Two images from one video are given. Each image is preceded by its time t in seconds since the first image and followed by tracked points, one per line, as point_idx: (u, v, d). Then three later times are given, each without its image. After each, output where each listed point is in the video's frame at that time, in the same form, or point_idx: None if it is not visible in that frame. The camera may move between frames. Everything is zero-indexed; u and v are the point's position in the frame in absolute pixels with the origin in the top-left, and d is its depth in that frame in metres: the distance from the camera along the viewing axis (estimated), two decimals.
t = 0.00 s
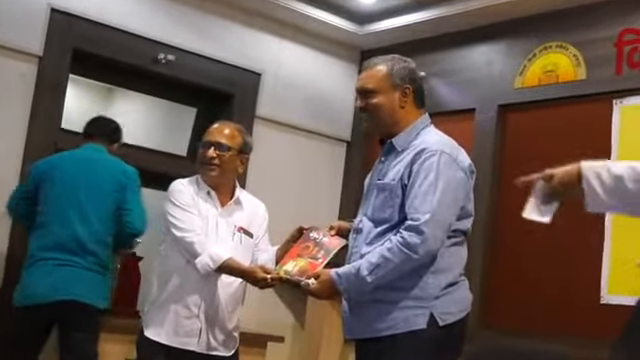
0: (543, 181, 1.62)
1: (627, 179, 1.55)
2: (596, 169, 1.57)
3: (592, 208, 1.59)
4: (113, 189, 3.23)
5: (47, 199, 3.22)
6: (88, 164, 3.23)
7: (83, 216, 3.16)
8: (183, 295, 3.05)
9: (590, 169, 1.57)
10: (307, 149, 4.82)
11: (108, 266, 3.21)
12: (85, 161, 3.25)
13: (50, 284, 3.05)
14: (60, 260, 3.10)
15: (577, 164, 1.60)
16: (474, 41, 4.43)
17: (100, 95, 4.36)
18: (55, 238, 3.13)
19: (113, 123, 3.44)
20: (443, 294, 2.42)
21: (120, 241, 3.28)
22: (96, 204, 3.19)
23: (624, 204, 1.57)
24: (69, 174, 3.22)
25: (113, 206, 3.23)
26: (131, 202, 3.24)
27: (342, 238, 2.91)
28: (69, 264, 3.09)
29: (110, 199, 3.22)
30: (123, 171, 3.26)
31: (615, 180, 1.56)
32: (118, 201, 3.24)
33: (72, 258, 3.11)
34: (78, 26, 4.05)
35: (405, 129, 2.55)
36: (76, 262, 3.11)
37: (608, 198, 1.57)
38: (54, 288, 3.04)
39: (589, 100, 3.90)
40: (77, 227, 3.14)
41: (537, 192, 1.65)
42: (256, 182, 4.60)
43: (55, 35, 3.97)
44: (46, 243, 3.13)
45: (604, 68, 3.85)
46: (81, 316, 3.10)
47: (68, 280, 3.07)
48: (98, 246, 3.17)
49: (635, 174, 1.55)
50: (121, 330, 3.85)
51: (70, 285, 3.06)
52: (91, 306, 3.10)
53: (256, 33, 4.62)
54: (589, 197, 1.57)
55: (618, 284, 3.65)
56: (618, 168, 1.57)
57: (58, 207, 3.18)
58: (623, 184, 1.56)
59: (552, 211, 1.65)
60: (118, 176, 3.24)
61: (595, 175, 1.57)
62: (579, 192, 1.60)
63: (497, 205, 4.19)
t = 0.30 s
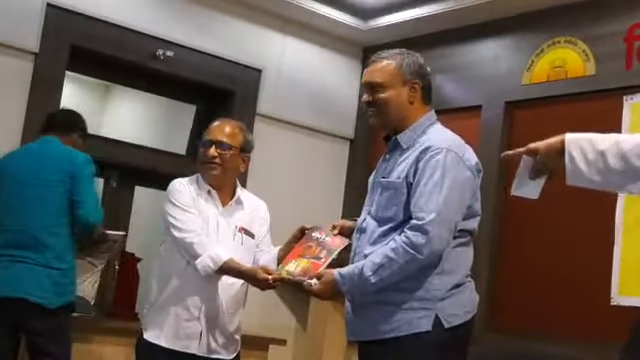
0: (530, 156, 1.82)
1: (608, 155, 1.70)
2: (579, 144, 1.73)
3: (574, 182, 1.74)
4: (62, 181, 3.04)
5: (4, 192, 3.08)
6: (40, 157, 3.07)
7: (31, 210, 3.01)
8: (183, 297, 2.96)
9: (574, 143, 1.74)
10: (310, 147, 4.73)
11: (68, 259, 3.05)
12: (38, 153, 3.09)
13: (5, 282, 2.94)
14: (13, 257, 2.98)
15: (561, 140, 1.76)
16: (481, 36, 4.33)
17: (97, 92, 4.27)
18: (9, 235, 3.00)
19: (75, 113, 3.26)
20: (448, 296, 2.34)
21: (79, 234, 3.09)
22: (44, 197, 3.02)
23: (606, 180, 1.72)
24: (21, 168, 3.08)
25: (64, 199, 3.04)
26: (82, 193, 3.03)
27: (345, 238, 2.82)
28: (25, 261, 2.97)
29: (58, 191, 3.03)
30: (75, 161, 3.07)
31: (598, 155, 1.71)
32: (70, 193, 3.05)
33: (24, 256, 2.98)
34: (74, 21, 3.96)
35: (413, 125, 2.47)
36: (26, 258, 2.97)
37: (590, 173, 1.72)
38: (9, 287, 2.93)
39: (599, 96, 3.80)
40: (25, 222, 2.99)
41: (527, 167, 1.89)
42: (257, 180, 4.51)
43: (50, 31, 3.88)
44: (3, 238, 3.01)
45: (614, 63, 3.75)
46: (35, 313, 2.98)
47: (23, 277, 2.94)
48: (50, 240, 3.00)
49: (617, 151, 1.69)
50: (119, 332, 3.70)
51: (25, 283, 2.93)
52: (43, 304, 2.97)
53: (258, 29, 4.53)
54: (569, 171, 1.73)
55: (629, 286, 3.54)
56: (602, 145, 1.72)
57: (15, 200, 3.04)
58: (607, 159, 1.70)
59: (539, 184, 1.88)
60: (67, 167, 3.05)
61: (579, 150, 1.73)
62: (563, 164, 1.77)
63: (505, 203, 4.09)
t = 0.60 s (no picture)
0: (539, 151, 1.82)
1: (619, 149, 1.75)
2: (589, 138, 1.77)
3: (584, 176, 1.79)
4: (42, 179, 3.00)
5: None
6: (20, 154, 3.04)
7: (11, 209, 2.98)
8: (181, 298, 2.86)
9: (584, 137, 1.77)
10: (310, 145, 4.63)
11: (48, 259, 3.01)
12: (19, 150, 3.06)
13: None
14: None
15: (571, 133, 1.79)
16: (486, 31, 4.24)
17: (92, 88, 4.16)
18: None
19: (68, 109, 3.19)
20: (452, 297, 2.26)
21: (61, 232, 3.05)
22: (24, 196, 2.99)
23: (615, 174, 1.77)
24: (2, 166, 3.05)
25: (45, 197, 3.01)
26: (64, 191, 3.01)
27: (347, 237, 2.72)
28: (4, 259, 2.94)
29: (38, 190, 3.00)
30: (55, 159, 3.04)
31: (608, 148, 1.76)
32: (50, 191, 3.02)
33: (4, 254, 2.95)
34: (69, 15, 3.86)
35: (419, 121, 2.39)
36: (7, 258, 2.94)
37: (600, 167, 1.77)
38: None
39: (607, 92, 3.70)
40: (5, 221, 2.96)
41: (535, 162, 1.87)
42: (257, 179, 4.41)
43: (44, 25, 3.79)
44: None
45: (622, 58, 3.65)
46: (18, 313, 2.92)
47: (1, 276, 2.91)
48: (30, 239, 2.97)
49: (627, 144, 1.74)
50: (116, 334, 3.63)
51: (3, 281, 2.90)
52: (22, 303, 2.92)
53: (258, 23, 4.44)
54: (580, 165, 1.77)
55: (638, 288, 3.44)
56: (612, 139, 1.77)
57: None
58: (617, 152, 1.75)
59: (549, 180, 1.86)
60: (47, 164, 3.01)
61: (589, 143, 1.77)
62: (572, 157, 1.81)
63: (509, 202, 4.00)
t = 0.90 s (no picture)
0: (553, 152, 1.88)
1: (634, 149, 1.83)
2: (604, 138, 1.85)
3: (600, 175, 1.87)
4: (44, 184, 2.98)
5: None
6: (26, 156, 3.02)
7: (11, 210, 2.96)
8: (178, 300, 2.77)
9: (599, 136, 1.85)
10: (311, 142, 4.55)
11: (44, 262, 2.98)
12: (25, 150, 3.03)
13: None
14: None
15: (586, 133, 1.86)
16: (490, 25, 4.15)
17: (88, 85, 4.09)
18: None
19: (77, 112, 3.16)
20: (455, 298, 2.22)
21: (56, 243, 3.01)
22: (24, 199, 2.96)
23: (631, 174, 1.85)
24: (7, 164, 3.02)
25: (44, 204, 2.98)
26: (63, 202, 2.97)
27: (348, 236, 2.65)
28: None
29: (39, 195, 2.97)
30: (60, 166, 3.01)
31: (623, 148, 1.84)
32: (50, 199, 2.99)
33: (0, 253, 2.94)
34: (64, 10, 3.78)
35: (423, 118, 2.31)
36: (3, 257, 2.93)
37: (615, 167, 1.85)
38: None
39: (614, 89, 3.62)
40: (3, 221, 2.94)
41: (550, 164, 1.91)
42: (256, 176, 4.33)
43: (39, 20, 3.70)
44: None
45: (630, 54, 3.57)
46: (12, 315, 2.92)
47: None
48: (28, 242, 2.95)
49: None
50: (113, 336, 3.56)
51: None
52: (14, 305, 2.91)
53: (257, 18, 4.35)
54: (595, 164, 1.86)
55: None
56: (627, 139, 1.85)
57: None
58: (631, 152, 1.83)
59: (564, 181, 1.89)
60: (54, 171, 2.98)
61: (604, 143, 1.85)
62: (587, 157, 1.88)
63: (514, 199, 3.91)
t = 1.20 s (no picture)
0: (561, 146, 1.81)
1: None
2: (613, 130, 1.76)
3: (609, 171, 1.79)
4: (44, 184, 2.89)
5: None
6: (27, 154, 2.94)
7: (8, 207, 2.87)
8: (174, 298, 2.69)
9: (608, 130, 1.76)
10: (310, 137, 4.47)
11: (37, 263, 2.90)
12: (28, 147, 2.96)
13: None
14: None
15: (595, 127, 1.78)
16: (493, 17, 4.06)
17: (82, 79, 4.05)
18: None
19: (81, 114, 3.09)
20: (458, 296, 2.13)
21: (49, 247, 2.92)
22: (23, 197, 2.87)
23: None
24: (8, 160, 2.95)
25: (41, 204, 2.89)
26: (61, 205, 2.88)
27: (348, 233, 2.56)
28: None
29: (38, 194, 2.88)
30: (62, 168, 2.93)
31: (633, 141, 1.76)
32: (48, 200, 2.90)
33: None
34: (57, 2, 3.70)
35: (425, 112, 2.23)
36: None
37: (625, 162, 1.77)
38: None
39: (620, 83, 3.54)
40: None
41: (558, 159, 1.86)
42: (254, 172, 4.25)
43: (31, 12, 3.62)
44: None
45: (635, 46, 3.50)
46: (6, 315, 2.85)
47: None
48: (22, 242, 2.86)
49: None
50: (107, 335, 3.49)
51: None
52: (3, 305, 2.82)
53: (255, 10, 4.27)
54: (603, 159, 1.77)
55: None
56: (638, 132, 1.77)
57: None
58: None
59: (572, 177, 1.84)
60: (54, 172, 2.90)
61: (613, 136, 1.76)
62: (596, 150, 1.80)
63: (519, 194, 3.83)
